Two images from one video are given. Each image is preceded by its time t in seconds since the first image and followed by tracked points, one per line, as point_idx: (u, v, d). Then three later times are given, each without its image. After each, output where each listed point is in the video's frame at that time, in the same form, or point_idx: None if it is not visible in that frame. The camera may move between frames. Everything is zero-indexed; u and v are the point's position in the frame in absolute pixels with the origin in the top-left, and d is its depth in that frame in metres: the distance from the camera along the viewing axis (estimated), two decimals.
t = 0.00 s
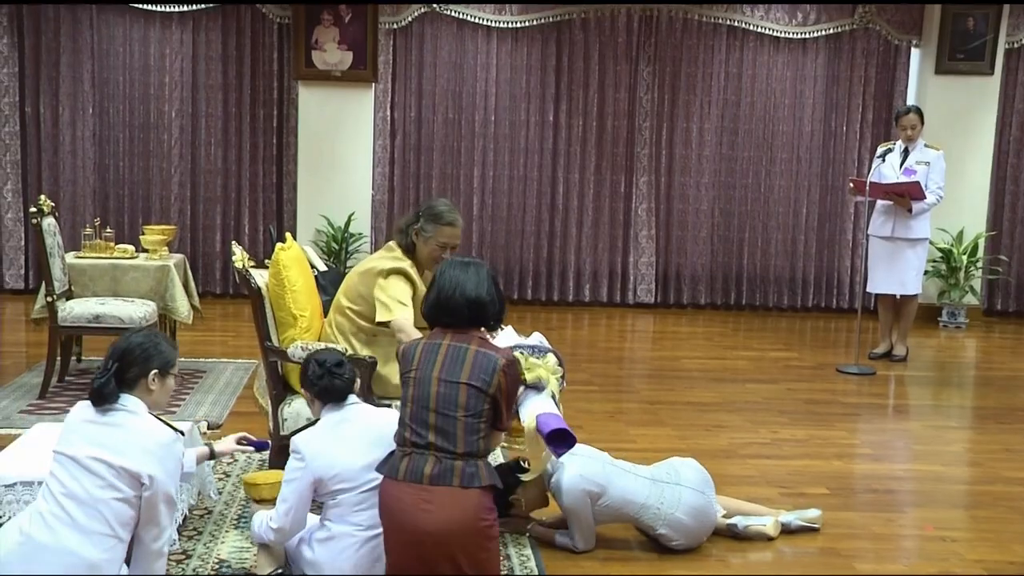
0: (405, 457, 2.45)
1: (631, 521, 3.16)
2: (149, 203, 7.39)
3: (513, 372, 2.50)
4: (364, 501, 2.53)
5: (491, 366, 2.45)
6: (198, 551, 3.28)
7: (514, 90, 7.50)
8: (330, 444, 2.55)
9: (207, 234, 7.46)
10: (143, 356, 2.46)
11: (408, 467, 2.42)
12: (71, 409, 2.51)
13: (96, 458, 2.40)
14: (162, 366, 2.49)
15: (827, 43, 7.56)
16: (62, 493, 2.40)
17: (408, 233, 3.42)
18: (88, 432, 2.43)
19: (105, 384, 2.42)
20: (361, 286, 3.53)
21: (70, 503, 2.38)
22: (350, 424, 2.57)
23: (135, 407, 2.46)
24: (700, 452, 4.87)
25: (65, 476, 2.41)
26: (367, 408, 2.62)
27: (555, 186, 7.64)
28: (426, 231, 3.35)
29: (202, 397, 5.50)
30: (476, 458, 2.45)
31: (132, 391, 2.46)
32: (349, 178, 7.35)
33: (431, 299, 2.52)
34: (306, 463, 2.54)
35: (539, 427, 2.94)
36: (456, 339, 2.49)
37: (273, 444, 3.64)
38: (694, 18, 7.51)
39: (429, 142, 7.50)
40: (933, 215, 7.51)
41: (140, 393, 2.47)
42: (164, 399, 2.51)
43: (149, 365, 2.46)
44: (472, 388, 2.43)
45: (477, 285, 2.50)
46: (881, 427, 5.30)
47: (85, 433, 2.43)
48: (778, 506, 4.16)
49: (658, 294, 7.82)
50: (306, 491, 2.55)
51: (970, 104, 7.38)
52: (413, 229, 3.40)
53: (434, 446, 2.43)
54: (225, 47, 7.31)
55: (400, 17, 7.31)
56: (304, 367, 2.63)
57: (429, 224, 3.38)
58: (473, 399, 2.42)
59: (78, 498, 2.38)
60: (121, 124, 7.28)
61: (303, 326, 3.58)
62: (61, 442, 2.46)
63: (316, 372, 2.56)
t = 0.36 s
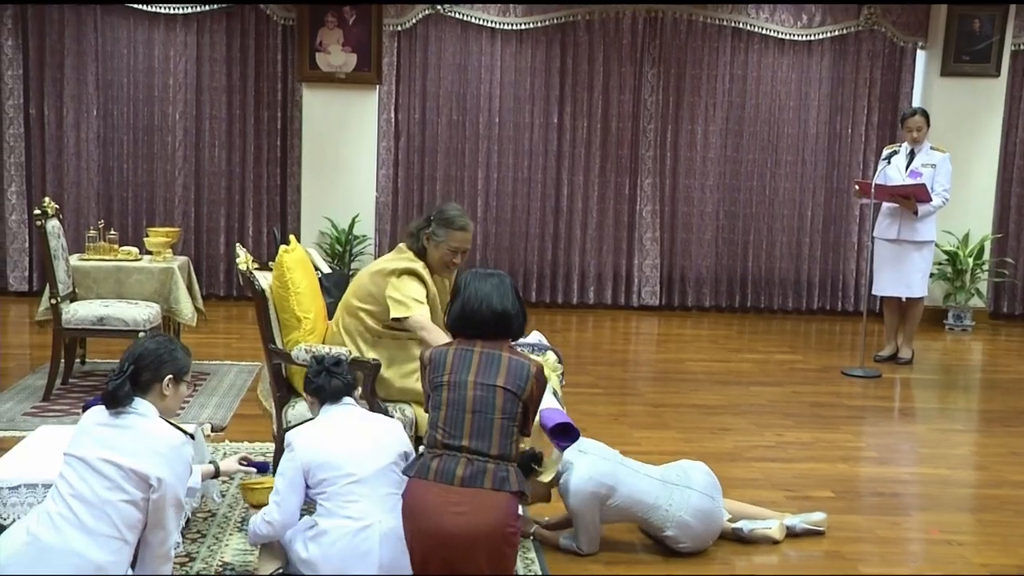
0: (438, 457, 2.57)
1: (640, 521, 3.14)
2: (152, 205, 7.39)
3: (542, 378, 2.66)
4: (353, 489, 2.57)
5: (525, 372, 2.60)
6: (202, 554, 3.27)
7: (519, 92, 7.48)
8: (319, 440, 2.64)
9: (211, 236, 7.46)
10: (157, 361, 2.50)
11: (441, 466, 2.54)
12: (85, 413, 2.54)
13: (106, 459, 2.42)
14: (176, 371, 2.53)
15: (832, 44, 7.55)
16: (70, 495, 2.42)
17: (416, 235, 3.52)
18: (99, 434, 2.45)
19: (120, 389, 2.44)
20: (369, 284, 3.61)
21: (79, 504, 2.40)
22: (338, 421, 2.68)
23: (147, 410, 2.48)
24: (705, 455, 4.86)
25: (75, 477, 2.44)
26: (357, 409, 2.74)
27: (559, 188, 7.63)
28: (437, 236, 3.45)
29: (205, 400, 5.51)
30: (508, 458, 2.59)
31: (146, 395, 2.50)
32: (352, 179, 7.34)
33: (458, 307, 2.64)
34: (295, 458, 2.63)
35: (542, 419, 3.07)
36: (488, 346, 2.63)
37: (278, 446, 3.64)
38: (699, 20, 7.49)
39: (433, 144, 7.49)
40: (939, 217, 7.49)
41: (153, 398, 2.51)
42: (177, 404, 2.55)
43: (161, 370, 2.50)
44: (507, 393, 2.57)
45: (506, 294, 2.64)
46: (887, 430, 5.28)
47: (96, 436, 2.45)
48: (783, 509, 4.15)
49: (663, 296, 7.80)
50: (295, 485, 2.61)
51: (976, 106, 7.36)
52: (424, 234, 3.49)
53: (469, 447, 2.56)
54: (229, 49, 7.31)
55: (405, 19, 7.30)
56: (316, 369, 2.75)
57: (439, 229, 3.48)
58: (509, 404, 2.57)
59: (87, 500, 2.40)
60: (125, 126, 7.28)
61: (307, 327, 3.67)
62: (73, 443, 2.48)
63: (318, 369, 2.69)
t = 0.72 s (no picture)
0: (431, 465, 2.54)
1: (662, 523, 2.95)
2: (147, 200, 7.21)
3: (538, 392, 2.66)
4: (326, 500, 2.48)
5: (521, 384, 2.60)
6: (198, 561, 3.09)
7: (527, 84, 7.29)
8: (305, 443, 2.56)
9: (208, 232, 7.28)
10: (148, 361, 2.36)
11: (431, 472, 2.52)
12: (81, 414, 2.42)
13: (94, 463, 2.28)
14: (169, 371, 2.38)
15: (851, 36, 7.33)
16: (60, 499, 2.31)
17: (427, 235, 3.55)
18: (90, 437, 2.32)
19: (108, 390, 2.31)
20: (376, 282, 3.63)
21: (68, 509, 2.29)
22: (328, 425, 2.59)
23: (138, 413, 2.34)
24: (719, 460, 4.66)
25: (66, 481, 2.32)
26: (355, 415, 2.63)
27: (568, 185, 7.43)
28: (451, 237, 3.47)
29: (200, 402, 5.33)
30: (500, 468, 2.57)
31: (137, 397, 2.35)
32: (355, 174, 7.16)
33: (459, 316, 2.65)
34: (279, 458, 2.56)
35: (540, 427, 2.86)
36: (486, 355, 2.63)
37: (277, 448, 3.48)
38: (714, 10, 7.27)
39: (438, 139, 7.29)
40: (963, 215, 7.28)
41: (144, 400, 2.37)
42: (169, 406, 2.39)
43: (153, 371, 2.36)
44: (502, 403, 2.56)
45: (504, 305, 2.65)
46: (908, 435, 5.07)
47: (87, 438, 2.32)
48: (801, 518, 3.95)
49: (675, 296, 7.61)
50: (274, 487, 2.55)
51: (1000, 100, 7.13)
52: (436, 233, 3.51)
53: (462, 454, 2.53)
54: (227, 41, 7.12)
55: (409, 10, 7.10)
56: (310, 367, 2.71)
57: (452, 230, 3.51)
58: (503, 414, 2.56)
59: (76, 505, 2.28)
60: (119, 119, 7.10)
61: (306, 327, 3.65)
62: (66, 445, 2.36)
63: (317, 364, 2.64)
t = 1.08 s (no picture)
0: (415, 475, 2.32)
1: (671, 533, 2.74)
2: (121, 195, 6.80)
3: (539, 405, 2.39)
4: (320, 531, 2.33)
5: (518, 397, 2.33)
6: None
7: (531, 70, 6.88)
8: (295, 466, 2.37)
9: (187, 230, 6.87)
10: (120, 369, 2.28)
11: (415, 487, 2.29)
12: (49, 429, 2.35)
13: (62, 480, 2.22)
14: (140, 380, 2.30)
15: (882, 18, 6.90)
16: (29, 517, 2.25)
17: (428, 231, 3.25)
18: (57, 452, 2.25)
19: (77, 401, 2.23)
20: (372, 281, 3.32)
21: (38, 527, 2.24)
22: (321, 446, 2.39)
23: (110, 424, 2.27)
24: (736, 476, 4.30)
25: (33, 498, 2.26)
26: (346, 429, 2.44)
27: (575, 179, 7.02)
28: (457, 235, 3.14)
29: (179, 413, 4.94)
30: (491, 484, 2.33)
31: (109, 408, 2.28)
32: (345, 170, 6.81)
33: (454, 322, 2.37)
34: (266, 481, 2.36)
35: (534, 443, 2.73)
36: (482, 364, 2.35)
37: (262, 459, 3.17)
38: None
39: (435, 129, 6.88)
40: (1002, 211, 6.86)
41: (116, 411, 2.29)
42: (144, 417, 2.32)
43: (125, 380, 2.28)
44: (495, 415, 2.30)
45: (505, 314, 2.36)
46: (943, 449, 4.66)
47: (55, 453, 2.26)
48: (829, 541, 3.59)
49: (690, 299, 7.21)
50: (260, 513, 2.36)
51: None
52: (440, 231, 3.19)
53: (447, 467, 2.29)
54: (208, 25, 6.72)
55: None
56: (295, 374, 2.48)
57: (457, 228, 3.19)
58: (496, 427, 2.30)
59: (45, 523, 2.23)
60: (91, 108, 6.69)
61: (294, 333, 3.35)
62: (32, 461, 2.29)
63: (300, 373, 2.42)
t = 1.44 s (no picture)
0: (397, 489, 1.97)
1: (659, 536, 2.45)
2: (81, 182, 6.31)
3: (536, 413, 2.06)
4: (302, 557, 1.99)
5: (512, 401, 2.01)
6: None
7: (534, 47, 6.40)
8: (274, 479, 2.01)
9: (154, 220, 6.39)
10: (63, 368, 2.03)
11: (396, 502, 1.95)
12: None
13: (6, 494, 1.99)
14: (86, 378, 2.05)
15: None
16: None
17: (429, 221, 2.82)
18: None
19: (16, 406, 1.99)
20: (361, 275, 2.89)
21: None
22: (305, 457, 2.04)
23: (54, 432, 2.02)
24: (759, 495, 3.86)
25: None
26: (333, 441, 2.09)
27: (582, 166, 6.53)
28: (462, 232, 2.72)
29: (144, 423, 4.44)
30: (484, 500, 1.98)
31: (51, 413, 2.03)
32: (335, 153, 5.96)
33: (437, 324, 2.05)
34: (237, 497, 2.00)
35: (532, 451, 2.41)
36: (471, 369, 2.03)
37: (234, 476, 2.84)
38: None
39: (428, 111, 6.39)
40: None
41: (61, 415, 2.04)
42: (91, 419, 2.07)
43: (69, 381, 2.03)
44: (486, 422, 1.98)
45: (494, 316, 2.04)
46: (990, 467, 4.19)
47: None
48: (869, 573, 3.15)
49: (709, 299, 6.72)
50: (232, 532, 1.99)
51: None
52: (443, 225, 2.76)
53: (433, 479, 1.95)
54: None
55: None
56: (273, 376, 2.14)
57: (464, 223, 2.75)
58: (488, 434, 1.97)
59: None
60: (48, 85, 6.20)
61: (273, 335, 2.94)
62: None
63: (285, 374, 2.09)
